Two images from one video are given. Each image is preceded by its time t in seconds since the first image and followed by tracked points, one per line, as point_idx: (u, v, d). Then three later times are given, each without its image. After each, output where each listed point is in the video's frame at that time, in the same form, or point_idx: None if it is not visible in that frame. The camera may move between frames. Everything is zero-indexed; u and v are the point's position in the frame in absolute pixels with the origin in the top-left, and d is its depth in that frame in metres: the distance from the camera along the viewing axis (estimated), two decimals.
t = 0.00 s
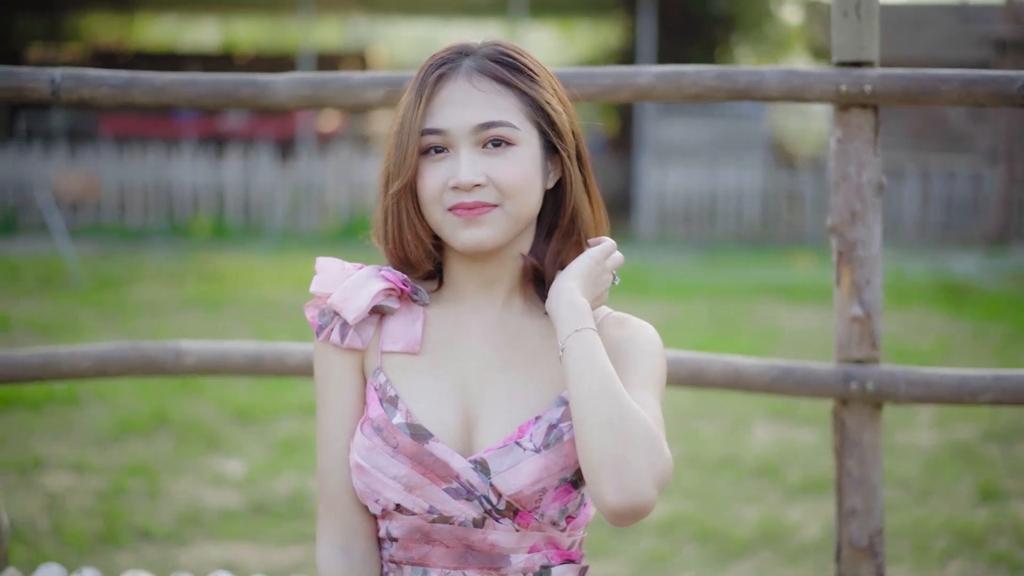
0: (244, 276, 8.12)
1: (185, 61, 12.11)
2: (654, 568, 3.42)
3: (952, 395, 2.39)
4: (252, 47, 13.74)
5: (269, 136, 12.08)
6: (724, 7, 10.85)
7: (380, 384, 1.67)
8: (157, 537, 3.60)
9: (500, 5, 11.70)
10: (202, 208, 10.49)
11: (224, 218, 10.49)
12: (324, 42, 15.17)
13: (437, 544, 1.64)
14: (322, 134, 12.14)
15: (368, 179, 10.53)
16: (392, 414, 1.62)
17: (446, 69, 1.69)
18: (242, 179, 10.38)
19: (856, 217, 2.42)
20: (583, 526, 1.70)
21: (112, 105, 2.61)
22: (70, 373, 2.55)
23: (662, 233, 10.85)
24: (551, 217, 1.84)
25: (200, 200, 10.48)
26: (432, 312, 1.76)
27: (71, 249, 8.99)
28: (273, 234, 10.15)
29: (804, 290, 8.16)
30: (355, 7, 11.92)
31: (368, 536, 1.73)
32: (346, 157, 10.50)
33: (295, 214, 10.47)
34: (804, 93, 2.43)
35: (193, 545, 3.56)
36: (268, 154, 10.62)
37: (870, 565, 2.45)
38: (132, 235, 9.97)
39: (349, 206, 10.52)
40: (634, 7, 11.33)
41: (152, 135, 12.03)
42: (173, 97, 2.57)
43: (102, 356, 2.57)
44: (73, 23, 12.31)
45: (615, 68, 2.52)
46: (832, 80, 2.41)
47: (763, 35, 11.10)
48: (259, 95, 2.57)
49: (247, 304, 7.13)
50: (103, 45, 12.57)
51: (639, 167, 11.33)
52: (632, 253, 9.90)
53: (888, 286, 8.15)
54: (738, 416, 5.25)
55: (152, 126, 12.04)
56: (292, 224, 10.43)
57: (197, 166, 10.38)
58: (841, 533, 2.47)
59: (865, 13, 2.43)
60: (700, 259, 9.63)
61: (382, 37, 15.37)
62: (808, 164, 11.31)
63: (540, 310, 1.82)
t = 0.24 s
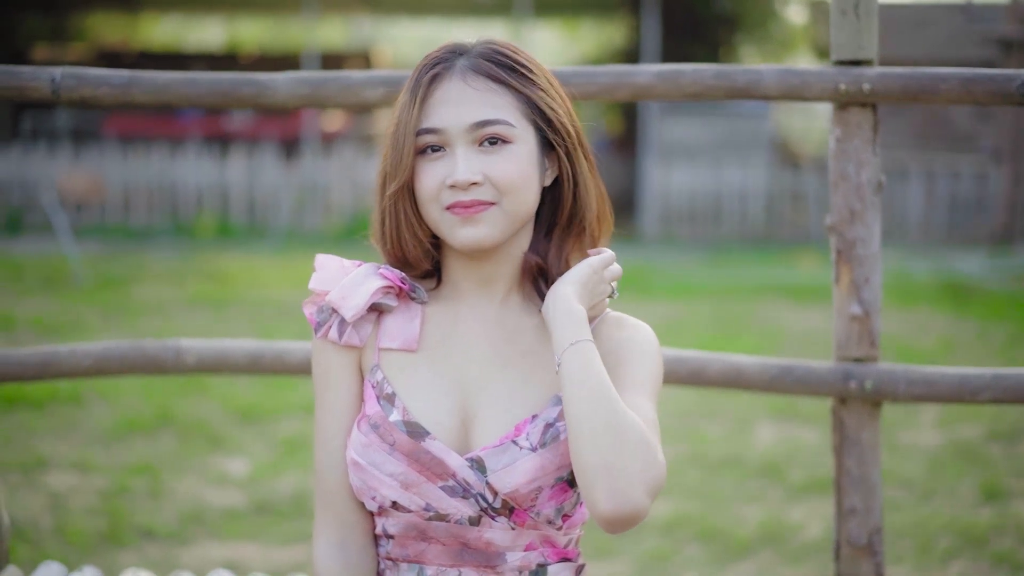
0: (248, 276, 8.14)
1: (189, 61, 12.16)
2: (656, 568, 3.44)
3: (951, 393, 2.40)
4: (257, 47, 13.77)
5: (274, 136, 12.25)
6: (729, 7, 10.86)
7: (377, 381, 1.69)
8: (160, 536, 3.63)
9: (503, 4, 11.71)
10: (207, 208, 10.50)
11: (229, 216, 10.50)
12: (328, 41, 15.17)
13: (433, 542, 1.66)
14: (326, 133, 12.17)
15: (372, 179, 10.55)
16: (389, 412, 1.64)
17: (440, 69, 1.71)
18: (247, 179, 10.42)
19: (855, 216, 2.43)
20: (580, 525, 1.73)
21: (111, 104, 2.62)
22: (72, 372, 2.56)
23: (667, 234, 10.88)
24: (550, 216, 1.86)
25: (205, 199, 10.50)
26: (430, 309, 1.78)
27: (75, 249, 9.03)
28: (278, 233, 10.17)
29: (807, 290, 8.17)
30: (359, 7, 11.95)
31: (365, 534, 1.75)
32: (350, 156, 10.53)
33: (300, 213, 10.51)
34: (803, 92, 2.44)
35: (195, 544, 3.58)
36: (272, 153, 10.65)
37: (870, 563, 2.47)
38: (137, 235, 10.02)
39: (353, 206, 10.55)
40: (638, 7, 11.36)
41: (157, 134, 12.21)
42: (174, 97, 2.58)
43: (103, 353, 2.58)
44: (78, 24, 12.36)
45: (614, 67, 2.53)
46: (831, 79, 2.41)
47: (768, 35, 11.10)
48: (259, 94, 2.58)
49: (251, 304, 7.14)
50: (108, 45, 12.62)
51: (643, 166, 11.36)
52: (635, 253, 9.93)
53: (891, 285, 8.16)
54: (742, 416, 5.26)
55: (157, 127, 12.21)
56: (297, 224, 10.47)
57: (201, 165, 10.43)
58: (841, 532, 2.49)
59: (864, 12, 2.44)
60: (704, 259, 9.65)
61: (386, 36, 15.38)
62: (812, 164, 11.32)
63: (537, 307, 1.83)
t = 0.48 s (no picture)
0: (252, 276, 8.16)
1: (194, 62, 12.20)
2: (659, 568, 3.44)
3: (951, 393, 2.40)
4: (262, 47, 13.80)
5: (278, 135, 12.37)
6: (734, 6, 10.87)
7: (375, 379, 1.69)
8: (163, 536, 3.64)
9: (508, 3, 11.74)
10: (212, 207, 10.55)
11: (234, 217, 10.55)
12: (333, 41, 15.19)
13: (430, 539, 1.66)
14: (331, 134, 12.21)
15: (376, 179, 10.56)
16: (387, 409, 1.64)
17: (436, 70, 1.71)
18: (252, 180, 10.48)
19: (854, 215, 2.43)
20: (577, 523, 1.72)
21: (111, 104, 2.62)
22: (70, 371, 2.56)
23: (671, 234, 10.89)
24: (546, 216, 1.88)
25: (209, 198, 10.54)
26: (428, 308, 1.78)
27: (80, 249, 9.06)
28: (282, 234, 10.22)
29: (812, 289, 8.18)
30: (364, 7, 11.97)
31: (361, 533, 1.75)
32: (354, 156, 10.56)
33: (305, 213, 10.54)
34: (802, 92, 2.44)
35: (196, 543, 3.59)
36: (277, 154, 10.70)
37: (869, 563, 2.46)
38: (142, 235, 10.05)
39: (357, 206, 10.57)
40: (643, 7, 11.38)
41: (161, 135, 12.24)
42: (174, 97, 2.58)
43: (100, 352, 2.58)
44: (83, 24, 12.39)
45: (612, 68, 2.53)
46: (830, 78, 2.41)
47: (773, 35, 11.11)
48: (258, 94, 2.58)
49: (256, 304, 7.15)
50: (113, 45, 12.66)
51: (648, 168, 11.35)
52: (637, 252, 9.94)
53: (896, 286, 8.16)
54: (746, 416, 5.26)
55: (162, 129, 12.32)
56: (301, 224, 10.51)
57: (206, 164, 10.45)
58: (841, 531, 2.48)
59: (864, 12, 2.43)
60: (709, 259, 9.65)
61: (390, 36, 15.39)
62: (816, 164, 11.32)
63: (535, 305, 1.84)
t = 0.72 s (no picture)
0: (257, 275, 8.20)
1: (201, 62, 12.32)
2: (661, 568, 3.46)
3: (949, 391, 2.43)
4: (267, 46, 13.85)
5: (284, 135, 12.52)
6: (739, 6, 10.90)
7: (372, 374, 1.71)
8: (166, 534, 3.66)
9: (514, 3, 11.78)
10: (218, 207, 10.65)
11: (239, 217, 10.65)
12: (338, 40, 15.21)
13: (428, 534, 1.67)
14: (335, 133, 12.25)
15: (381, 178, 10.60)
16: (384, 404, 1.65)
17: (433, 69, 1.72)
18: (257, 180, 10.55)
19: (852, 213, 2.45)
20: (574, 519, 1.73)
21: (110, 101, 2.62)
22: (71, 368, 2.58)
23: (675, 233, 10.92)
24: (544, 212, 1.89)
25: (215, 197, 10.63)
26: (425, 304, 1.79)
27: (85, 249, 9.11)
28: (287, 233, 10.27)
29: (816, 289, 8.20)
30: (369, 7, 12.01)
31: (359, 528, 1.75)
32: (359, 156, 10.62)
33: (310, 213, 10.61)
34: (801, 90, 2.45)
35: (200, 542, 3.61)
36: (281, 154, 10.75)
37: (867, 561, 2.47)
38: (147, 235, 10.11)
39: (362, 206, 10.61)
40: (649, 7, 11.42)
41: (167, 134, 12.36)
42: (175, 95, 2.59)
43: (102, 350, 2.60)
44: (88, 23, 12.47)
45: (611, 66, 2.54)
46: (829, 77, 2.42)
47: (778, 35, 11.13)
48: (258, 92, 2.59)
49: (261, 303, 7.18)
50: (118, 44, 12.74)
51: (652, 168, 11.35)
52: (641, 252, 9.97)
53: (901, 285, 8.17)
54: (750, 415, 5.28)
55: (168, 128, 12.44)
56: (307, 223, 10.59)
57: (212, 164, 10.50)
58: (839, 529, 2.49)
59: (863, 11, 2.45)
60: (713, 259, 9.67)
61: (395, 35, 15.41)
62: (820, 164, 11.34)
63: (532, 300, 1.85)
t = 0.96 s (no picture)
0: (263, 274, 8.24)
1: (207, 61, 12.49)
2: (664, 567, 3.47)
3: (949, 389, 2.45)
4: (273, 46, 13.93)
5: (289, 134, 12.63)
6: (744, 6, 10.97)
7: (371, 371, 1.70)
8: (169, 533, 3.67)
9: (519, 3, 11.81)
10: (222, 207, 10.84)
11: (244, 217, 10.85)
12: (343, 40, 15.25)
13: (426, 530, 1.67)
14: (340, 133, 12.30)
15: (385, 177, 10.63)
16: (383, 401, 1.65)
17: (433, 66, 1.71)
18: (262, 180, 10.74)
19: (852, 211, 2.45)
20: (572, 514, 1.74)
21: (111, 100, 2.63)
22: (72, 366, 2.59)
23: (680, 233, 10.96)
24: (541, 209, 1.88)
25: (220, 198, 10.83)
26: (423, 301, 1.79)
27: (90, 249, 9.18)
28: (292, 234, 10.34)
29: (819, 288, 8.22)
30: (373, 6, 12.02)
31: (357, 525, 1.75)
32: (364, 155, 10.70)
33: (314, 212, 10.76)
34: (800, 89, 2.45)
35: (203, 540, 3.62)
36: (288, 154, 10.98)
37: (867, 560, 2.46)
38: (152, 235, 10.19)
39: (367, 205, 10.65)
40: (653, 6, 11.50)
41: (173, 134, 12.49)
42: (174, 93, 2.59)
43: (103, 348, 2.61)
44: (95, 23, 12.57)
45: (611, 65, 2.54)
46: (829, 75, 2.42)
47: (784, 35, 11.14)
48: (259, 91, 2.60)
49: (267, 302, 7.22)
50: (124, 44, 12.84)
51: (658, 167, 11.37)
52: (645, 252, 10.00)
53: (905, 284, 8.19)
54: (754, 414, 5.29)
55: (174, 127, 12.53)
56: (311, 223, 10.73)
57: (217, 164, 10.71)
58: (838, 527, 2.48)
59: (863, 8, 2.44)
60: (718, 258, 9.69)
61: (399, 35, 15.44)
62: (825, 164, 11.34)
63: (531, 298, 1.84)
